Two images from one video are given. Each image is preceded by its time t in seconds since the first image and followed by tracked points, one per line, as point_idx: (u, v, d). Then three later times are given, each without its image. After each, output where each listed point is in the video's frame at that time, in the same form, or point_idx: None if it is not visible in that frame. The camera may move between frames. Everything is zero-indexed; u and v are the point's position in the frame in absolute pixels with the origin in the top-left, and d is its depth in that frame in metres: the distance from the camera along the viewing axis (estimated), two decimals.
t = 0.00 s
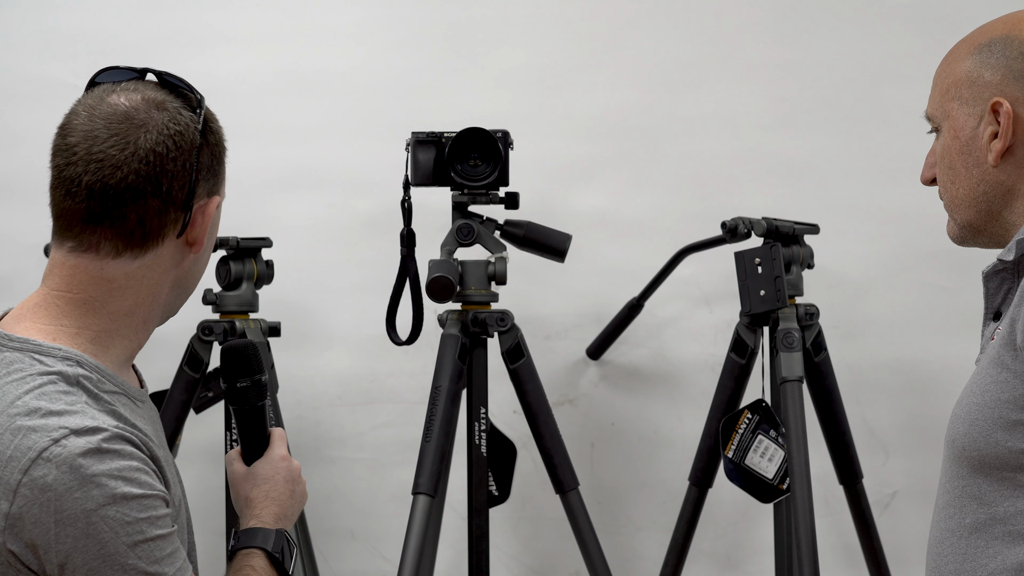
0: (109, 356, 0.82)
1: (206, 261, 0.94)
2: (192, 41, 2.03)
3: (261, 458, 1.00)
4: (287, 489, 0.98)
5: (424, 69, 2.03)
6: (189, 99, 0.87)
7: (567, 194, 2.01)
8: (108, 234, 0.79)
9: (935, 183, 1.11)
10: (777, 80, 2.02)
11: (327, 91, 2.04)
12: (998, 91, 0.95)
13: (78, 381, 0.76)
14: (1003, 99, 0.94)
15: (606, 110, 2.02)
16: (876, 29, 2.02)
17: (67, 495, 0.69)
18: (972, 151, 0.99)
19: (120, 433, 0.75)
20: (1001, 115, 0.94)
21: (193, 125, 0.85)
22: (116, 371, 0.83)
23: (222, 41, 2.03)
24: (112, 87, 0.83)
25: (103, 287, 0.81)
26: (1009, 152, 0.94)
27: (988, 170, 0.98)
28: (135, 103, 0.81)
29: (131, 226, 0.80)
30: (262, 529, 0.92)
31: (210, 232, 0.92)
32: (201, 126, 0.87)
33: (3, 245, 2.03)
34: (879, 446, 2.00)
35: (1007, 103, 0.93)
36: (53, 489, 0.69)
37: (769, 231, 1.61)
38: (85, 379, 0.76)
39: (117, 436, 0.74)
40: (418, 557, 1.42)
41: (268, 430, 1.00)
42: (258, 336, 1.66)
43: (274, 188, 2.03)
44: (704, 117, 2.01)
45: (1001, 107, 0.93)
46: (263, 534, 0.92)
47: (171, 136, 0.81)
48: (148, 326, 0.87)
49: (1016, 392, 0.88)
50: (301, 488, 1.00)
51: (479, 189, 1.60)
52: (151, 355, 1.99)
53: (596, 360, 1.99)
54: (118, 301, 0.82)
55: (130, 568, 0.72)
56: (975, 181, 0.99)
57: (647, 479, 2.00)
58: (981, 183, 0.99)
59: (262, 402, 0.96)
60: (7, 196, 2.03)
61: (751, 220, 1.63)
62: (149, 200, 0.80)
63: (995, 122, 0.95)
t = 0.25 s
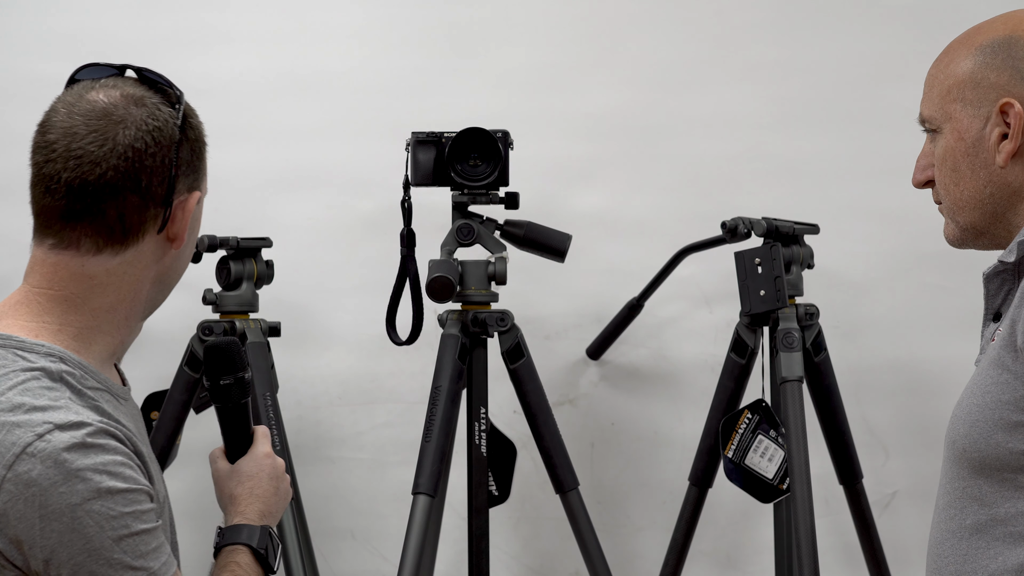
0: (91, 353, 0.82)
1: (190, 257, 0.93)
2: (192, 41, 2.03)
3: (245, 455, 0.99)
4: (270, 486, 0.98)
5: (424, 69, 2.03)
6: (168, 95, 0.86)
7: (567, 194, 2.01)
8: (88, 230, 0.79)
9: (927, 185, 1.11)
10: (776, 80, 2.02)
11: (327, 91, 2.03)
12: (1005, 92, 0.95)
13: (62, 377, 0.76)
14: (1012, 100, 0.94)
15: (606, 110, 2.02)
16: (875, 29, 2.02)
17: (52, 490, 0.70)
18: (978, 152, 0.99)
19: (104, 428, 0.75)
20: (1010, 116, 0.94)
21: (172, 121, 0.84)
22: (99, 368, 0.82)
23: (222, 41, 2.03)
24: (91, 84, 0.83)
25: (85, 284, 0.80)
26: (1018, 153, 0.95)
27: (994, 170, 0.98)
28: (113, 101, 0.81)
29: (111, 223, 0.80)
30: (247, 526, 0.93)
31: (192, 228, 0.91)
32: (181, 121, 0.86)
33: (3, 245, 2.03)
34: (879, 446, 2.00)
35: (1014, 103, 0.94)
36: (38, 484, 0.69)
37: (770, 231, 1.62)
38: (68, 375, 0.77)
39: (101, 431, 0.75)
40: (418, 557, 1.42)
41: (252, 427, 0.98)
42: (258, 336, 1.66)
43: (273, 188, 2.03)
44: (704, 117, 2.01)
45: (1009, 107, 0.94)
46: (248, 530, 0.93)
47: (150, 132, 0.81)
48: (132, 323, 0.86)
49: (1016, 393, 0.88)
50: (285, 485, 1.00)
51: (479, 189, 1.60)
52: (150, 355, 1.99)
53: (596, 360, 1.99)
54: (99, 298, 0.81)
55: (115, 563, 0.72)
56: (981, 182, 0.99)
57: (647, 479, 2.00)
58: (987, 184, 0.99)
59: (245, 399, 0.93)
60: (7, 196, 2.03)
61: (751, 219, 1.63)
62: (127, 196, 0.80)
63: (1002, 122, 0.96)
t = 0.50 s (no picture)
0: (58, 353, 0.81)
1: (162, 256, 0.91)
2: (192, 42, 2.03)
3: (217, 456, 0.98)
4: (242, 487, 0.98)
5: (424, 69, 2.03)
6: (135, 92, 0.83)
7: (567, 194, 2.02)
8: (51, 231, 0.78)
9: (919, 188, 1.11)
10: (776, 80, 2.02)
11: (327, 91, 2.04)
12: (1005, 93, 0.96)
13: (28, 376, 0.76)
14: (1014, 100, 0.94)
15: (606, 110, 2.02)
16: (875, 29, 2.02)
17: (14, 488, 0.70)
18: (979, 153, 0.99)
19: (69, 427, 0.76)
20: (1011, 117, 0.95)
21: (136, 119, 0.82)
22: (66, 368, 0.82)
23: (222, 41, 2.03)
24: (58, 82, 0.81)
25: (50, 285, 0.79)
26: (1019, 153, 0.96)
27: (996, 171, 0.98)
28: (75, 101, 0.78)
29: (73, 224, 0.79)
30: (218, 526, 0.93)
31: (162, 227, 0.88)
32: (146, 119, 0.83)
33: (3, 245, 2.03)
34: (879, 446, 2.00)
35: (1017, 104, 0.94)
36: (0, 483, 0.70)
37: (769, 232, 1.62)
38: (35, 375, 0.77)
39: (65, 429, 0.75)
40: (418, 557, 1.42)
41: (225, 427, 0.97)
42: (258, 336, 1.66)
43: (274, 188, 2.03)
44: (704, 117, 2.01)
45: (1011, 108, 0.94)
46: (219, 530, 0.93)
47: (111, 133, 0.79)
48: (100, 323, 0.85)
49: (1016, 395, 0.88)
50: (257, 485, 1.00)
51: (479, 189, 1.60)
52: (150, 355, 1.99)
53: (596, 360, 1.99)
54: (65, 298, 0.80)
55: (79, 560, 0.72)
56: (982, 184, 0.99)
57: (646, 479, 2.00)
58: (989, 186, 0.99)
59: (216, 400, 0.92)
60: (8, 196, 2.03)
61: (751, 220, 1.63)
62: (87, 198, 0.78)
63: (1003, 123, 0.96)
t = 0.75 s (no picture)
0: (31, 348, 0.80)
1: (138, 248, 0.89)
2: (192, 42, 2.03)
3: (199, 451, 0.99)
4: (223, 482, 0.98)
5: (424, 69, 2.03)
6: (100, 86, 0.81)
7: (567, 195, 2.02)
8: (18, 227, 0.76)
9: (916, 189, 1.11)
10: (776, 80, 2.02)
11: (327, 91, 2.04)
12: (1004, 93, 0.96)
13: None
14: (1013, 101, 0.94)
15: (607, 110, 2.02)
16: (875, 29, 2.02)
17: None
18: (977, 154, 0.99)
19: (40, 420, 0.75)
20: (1009, 118, 0.95)
21: (102, 113, 0.79)
22: (41, 362, 0.81)
23: (222, 41, 2.03)
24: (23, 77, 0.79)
25: (21, 280, 0.78)
26: (1018, 154, 0.96)
27: (994, 172, 0.98)
28: (37, 96, 0.76)
29: (40, 220, 0.77)
30: (199, 519, 0.93)
31: (135, 220, 0.86)
32: (112, 113, 0.81)
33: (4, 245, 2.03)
34: (879, 446, 2.00)
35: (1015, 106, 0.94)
36: None
37: (770, 231, 1.62)
38: (6, 368, 0.76)
39: (36, 423, 0.74)
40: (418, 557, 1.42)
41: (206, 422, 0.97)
42: (258, 336, 1.67)
43: (274, 188, 2.03)
44: (704, 117, 2.02)
45: (1010, 109, 0.94)
46: (200, 524, 0.93)
47: (76, 129, 0.77)
48: (74, 317, 0.84)
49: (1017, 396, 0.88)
50: (239, 480, 1.00)
51: (479, 189, 1.60)
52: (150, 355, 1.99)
53: (596, 360, 1.99)
54: (35, 293, 0.79)
55: (51, 553, 0.71)
56: (980, 185, 0.99)
57: (646, 479, 2.00)
58: (987, 186, 0.99)
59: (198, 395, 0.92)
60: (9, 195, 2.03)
61: (751, 220, 1.63)
62: (53, 194, 0.76)
63: (1001, 124, 0.96)
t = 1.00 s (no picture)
0: (13, 347, 0.80)
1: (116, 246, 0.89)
2: (192, 42, 2.03)
3: (188, 449, 0.99)
4: (212, 480, 0.98)
5: (424, 69, 2.03)
6: (67, 83, 0.81)
7: (567, 195, 2.02)
8: None
9: (924, 189, 1.11)
10: (776, 80, 2.02)
11: (327, 91, 2.04)
12: (986, 97, 0.96)
13: None
14: (993, 106, 0.94)
15: (607, 110, 2.02)
16: (875, 28, 2.02)
17: None
18: (962, 157, 0.99)
19: (18, 419, 0.74)
20: (991, 122, 0.95)
21: (71, 111, 0.79)
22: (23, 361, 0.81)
23: (222, 41, 2.03)
24: None
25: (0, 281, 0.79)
26: (1001, 159, 0.95)
27: (979, 176, 0.98)
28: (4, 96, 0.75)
29: (16, 220, 0.77)
30: (186, 518, 0.93)
31: (111, 217, 0.87)
32: (81, 111, 0.81)
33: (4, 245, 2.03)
34: (879, 446, 2.00)
35: (997, 110, 0.94)
36: None
37: (769, 232, 1.62)
38: None
39: (14, 422, 0.73)
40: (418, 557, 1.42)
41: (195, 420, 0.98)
42: (258, 336, 1.67)
43: (274, 188, 2.04)
44: (704, 117, 2.02)
45: (991, 113, 0.94)
46: (187, 522, 0.93)
47: (46, 127, 0.76)
48: (56, 316, 0.84)
49: (1014, 396, 0.88)
50: (227, 479, 1.00)
51: (479, 189, 1.60)
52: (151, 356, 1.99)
53: (596, 360, 1.99)
54: (16, 293, 0.80)
55: (31, 551, 0.70)
56: (967, 188, 1.00)
57: (646, 479, 2.00)
58: (973, 190, 0.99)
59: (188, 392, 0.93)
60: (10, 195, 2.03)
61: (751, 219, 1.63)
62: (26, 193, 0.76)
63: (984, 128, 0.96)
